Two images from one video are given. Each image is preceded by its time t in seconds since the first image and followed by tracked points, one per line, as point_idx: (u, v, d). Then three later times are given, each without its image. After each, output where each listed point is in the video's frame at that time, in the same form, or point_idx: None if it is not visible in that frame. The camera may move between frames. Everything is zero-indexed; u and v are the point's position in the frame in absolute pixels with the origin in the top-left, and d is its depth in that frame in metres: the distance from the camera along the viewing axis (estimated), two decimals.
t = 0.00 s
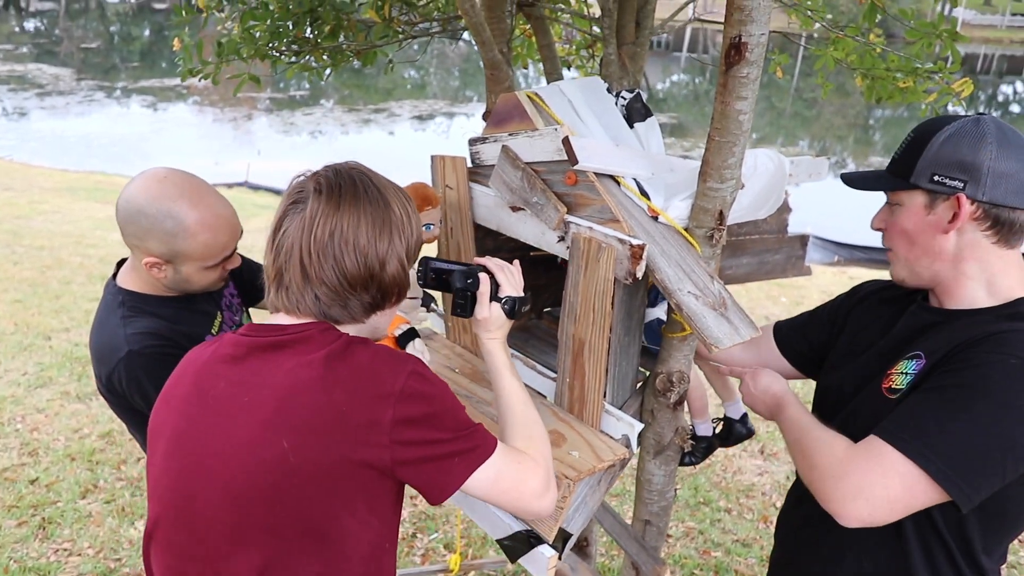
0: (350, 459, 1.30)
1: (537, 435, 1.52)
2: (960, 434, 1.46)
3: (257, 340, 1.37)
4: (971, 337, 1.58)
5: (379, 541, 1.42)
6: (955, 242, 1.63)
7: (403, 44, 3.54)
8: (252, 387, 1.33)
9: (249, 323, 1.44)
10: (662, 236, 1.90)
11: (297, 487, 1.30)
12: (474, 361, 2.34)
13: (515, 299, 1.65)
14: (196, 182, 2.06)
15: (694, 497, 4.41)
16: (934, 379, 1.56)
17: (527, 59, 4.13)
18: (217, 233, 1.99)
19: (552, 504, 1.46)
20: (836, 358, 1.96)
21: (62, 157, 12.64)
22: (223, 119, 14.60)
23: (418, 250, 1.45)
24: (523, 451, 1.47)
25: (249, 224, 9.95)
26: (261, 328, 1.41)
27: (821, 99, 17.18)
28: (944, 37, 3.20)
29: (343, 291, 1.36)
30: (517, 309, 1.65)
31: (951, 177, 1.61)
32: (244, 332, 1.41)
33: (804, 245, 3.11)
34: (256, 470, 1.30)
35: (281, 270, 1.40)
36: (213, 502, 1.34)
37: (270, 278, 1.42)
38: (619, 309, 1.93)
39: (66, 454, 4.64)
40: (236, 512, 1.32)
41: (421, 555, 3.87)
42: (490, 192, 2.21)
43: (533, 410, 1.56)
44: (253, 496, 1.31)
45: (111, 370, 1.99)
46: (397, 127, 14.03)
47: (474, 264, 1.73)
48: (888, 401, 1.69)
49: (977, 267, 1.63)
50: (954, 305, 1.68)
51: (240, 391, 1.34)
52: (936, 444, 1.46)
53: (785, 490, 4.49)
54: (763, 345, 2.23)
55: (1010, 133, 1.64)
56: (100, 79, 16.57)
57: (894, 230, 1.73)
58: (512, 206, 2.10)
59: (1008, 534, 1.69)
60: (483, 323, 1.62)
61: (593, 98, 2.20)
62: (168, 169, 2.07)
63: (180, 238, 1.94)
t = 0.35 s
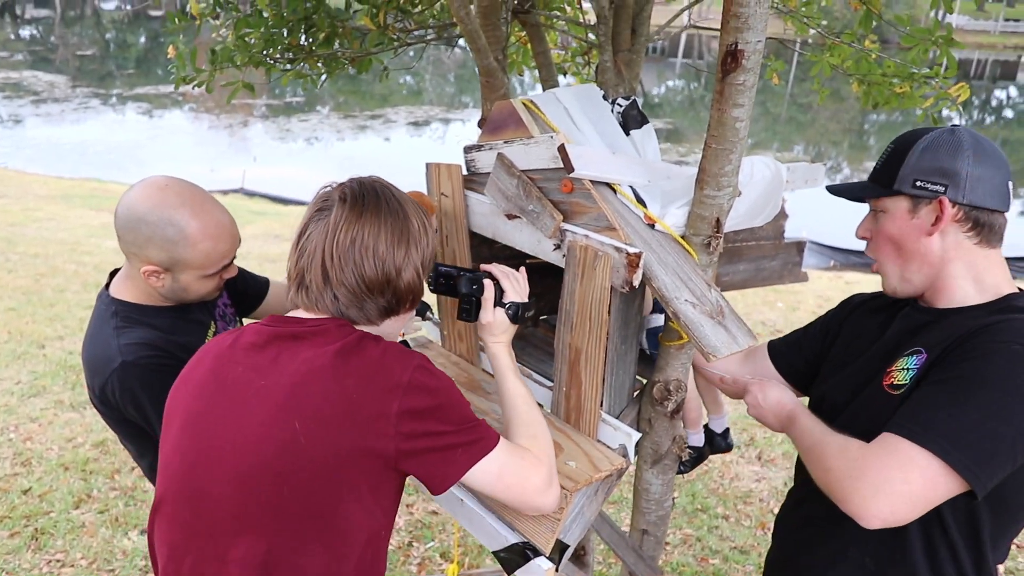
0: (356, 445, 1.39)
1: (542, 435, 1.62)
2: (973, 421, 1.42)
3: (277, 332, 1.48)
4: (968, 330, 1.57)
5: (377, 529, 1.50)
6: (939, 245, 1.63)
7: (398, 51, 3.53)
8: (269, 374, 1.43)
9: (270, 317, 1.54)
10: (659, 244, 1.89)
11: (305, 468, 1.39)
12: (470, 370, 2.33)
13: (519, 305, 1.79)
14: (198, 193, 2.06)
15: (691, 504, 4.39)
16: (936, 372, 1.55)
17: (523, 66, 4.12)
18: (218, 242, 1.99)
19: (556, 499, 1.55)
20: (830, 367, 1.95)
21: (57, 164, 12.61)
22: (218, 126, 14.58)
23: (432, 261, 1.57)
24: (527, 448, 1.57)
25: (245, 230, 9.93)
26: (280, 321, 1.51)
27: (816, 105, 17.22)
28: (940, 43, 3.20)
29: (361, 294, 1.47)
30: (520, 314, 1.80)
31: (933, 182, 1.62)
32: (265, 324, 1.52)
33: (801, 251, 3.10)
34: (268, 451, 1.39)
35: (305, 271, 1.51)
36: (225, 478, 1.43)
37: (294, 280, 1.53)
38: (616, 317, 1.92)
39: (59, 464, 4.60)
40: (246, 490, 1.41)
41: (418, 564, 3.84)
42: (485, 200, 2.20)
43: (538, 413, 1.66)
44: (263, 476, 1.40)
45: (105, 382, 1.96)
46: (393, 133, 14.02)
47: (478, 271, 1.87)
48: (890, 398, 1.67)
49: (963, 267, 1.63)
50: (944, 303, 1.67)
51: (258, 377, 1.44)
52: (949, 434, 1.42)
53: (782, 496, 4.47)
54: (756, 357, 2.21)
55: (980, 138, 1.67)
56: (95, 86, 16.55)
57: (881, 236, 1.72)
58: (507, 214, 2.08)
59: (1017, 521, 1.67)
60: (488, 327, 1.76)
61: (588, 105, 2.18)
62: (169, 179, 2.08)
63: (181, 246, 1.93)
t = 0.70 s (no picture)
0: (363, 443, 1.39)
1: (546, 436, 1.61)
2: (991, 425, 1.41)
3: (284, 331, 1.48)
4: (976, 331, 1.57)
5: (381, 526, 1.50)
6: (938, 244, 1.63)
7: (392, 55, 3.52)
8: (277, 373, 1.42)
9: (278, 317, 1.54)
10: (654, 247, 1.88)
11: (312, 466, 1.38)
12: (466, 375, 2.32)
13: (520, 305, 1.80)
14: (196, 197, 2.05)
15: (691, 505, 4.38)
16: (944, 377, 1.55)
17: (518, 69, 4.12)
18: (216, 245, 1.98)
19: (560, 497, 1.56)
20: (828, 368, 1.94)
21: (53, 169, 12.58)
22: (215, 129, 14.56)
23: (438, 266, 1.58)
24: (531, 448, 1.56)
25: (242, 234, 9.91)
26: (288, 322, 1.51)
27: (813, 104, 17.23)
28: (934, 42, 3.20)
29: (369, 298, 1.47)
30: (522, 315, 1.80)
31: (932, 181, 1.62)
32: (273, 324, 1.52)
33: (797, 252, 3.09)
34: (275, 449, 1.38)
35: (313, 275, 1.51)
36: (231, 477, 1.42)
37: (303, 285, 1.53)
38: (611, 321, 1.91)
39: (56, 470, 4.59)
40: (252, 488, 1.40)
41: (417, 568, 3.83)
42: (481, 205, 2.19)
43: (540, 412, 1.66)
44: (270, 473, 1.39)
45: (99, 388, 1.95)
46: (390, 135, 14.01)
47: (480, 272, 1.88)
48: (896, 401, 1.66)
49: (963, 266, 1.63)
50: (941, 302, 1.67)
51: (265, 376, 1.43)
52: (968, 440, 1.41)
53: (782, 497, 4.47)
54: (753, 361, 2.19)
55: (979, 138, 1.67)
56: (91, 90, 16.54)
57: (881, 236, 1.72)
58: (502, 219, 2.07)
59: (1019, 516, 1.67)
60: (490, 328, 1.77)
61: (582, 108, 2.19)
62: (165, 182, 2.07)
63: (180, 249, 1.93)
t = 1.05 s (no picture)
0: (362, 446, 1.38)
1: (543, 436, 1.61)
2: (1003, 438, 1.43)
3: (282, 335, 1.48)
4: (992, 340, 1.56)
5: (379, 529, 1.49)
6: (961, 246, 1.62)
7: (387, 57, 3.52)
8: (275, 376, 1.42)
9: (277, 321, 1.54)
10: (651, 248, 1.88)
11: (309, 470, 1.38)
12: (464, 377, 2.32)
13: (520, 306, 1.78)
14: (193, 200, 2.04)
15: (690, 505, 4.38)
16: (960, 384, 1.54)
17: (513, 69, 4.11)
18: (212, 249, 1.98)
19: (558, 499, 1.56)
20: (838, 367, 1.92)
21: (50, 172, 12.56)
22: (212, 131, 14.55)
23: (436, 267, 1.57)
24: (529, 450, 1.56)
25: (239, 236, 9.89)
26: (287, 325, 1.51)
27: (810, 102, 17.24)
28: (931, 40, 3.20)
29: (367, 300, 1.47)
30: (521, 315, 1.79)
31: (958, 182, 1.61)
32: (271, 328, 1.52)
33: (795, 252, 3.09)
34: (273, 453, 1.38)
35: (311, 278, 1.50)
36: (229, 481, 1.42)
37: (301, 287, 1.53)
38: (609, 322, 1.91)
39: (54, 475, 4.58)
40: (250, 492, 1.40)
41: (416, 570, 3.82)
42: (478, 207, 2.19)
43: (537, 412, 1.65)
44: (268, 476, 1.38)
45: (96, 391, 1.95)
46: (388, 136, 14.00)
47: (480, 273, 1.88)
48: (908, 407, 1.66)
49: (981, 269, 1.63)
50: (959, 308, 1.67)
51: (262, 380, 1.44)
52: (982, 452, 1.42)
53: (781, 495, 4.47)
54: (757, 357, 2.19)
55: (1003, 139, 1.67)
56: (87, 93, 16.52)
57: (900, 236, 1.70)
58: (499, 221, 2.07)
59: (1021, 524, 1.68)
60: (489, 329, 1.76)
61: (578, 110, 2.18)
62: (163, 186, 2.06)
63: (176, 253, 1.92)
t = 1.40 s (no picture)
0: (349, 471, 1.37)
1: (532, 442, 1.61)
2: (1017, 448, 1.44)
3: (260, 356, 1.45)
4: (1006, 347, 1.56)
5: (371, 547, 1.49)
6: (980, 250, 1.62)
7: (385, 59, 3.53)
8: (255, 403, 1.40)
9: (252, 336, 1.50)
10: (650, 249, 1.89)
11: (296, 498, 1.37)
12: (463, 378, 2.32)
13: (507, 309, 1.78)
14: (190, 202, 2.04)
15: (690, 505, 4.37)
16: (972, 393, 1.54)
17: (511, 70, 4.12)
18: (209, 250, 1.97)
19: (551, 507, 1.54)
20: (849, 370, 1.92)
21: (49, 175, 12.56)
22: (211, 133, 14.55)
23: (420, 270, 1.54)
24: (519, 460, 1.55)
25: (239, 238, 9.88)
26: (263, 341, 1.47)
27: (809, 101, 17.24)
28: (929, 39, 3.21)
29: (350, 309, 1.44)
30: (508, 318, 1.79)
31: (979, 186, 1.60)
32: (246, 345, 1.48)
33: (794, 252, 3.10)
34: (258, 481, 1.37)
35: (291, 285, 1.47)
36: (215, 510, 1.41)
37: (280, 294, 1.50)
38: (608, 323, 1.91)
39: (55, 478, 4.58)
40: (238, 522, 1.39)
41: (417, 572, 3.82)
42: (476, 208, 2.19)
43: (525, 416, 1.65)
44: (255, 506, 1.38)
45: (95, 395, 1.96)
46: (387, 137, 14.00)
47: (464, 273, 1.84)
48: (920, 413, 1.66)
49: (999, 273, 1.62)
50: (973, 312, 1.66)
51: (242, 405, 1.41)
52: (998, 464, 1.43)
53: (781, 495, 4.46)
54: (764, 355, 2.19)
55: (1022, 139, 1.66)
56: (86, 96, 16.52)
57: (916, 238, 1.69)
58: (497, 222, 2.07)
59: None
60: (476, 332, 1.75)
61: (576, 111, 2.18)
62: (159, 189, 2.06)
63: (171, 255, 1.91)
